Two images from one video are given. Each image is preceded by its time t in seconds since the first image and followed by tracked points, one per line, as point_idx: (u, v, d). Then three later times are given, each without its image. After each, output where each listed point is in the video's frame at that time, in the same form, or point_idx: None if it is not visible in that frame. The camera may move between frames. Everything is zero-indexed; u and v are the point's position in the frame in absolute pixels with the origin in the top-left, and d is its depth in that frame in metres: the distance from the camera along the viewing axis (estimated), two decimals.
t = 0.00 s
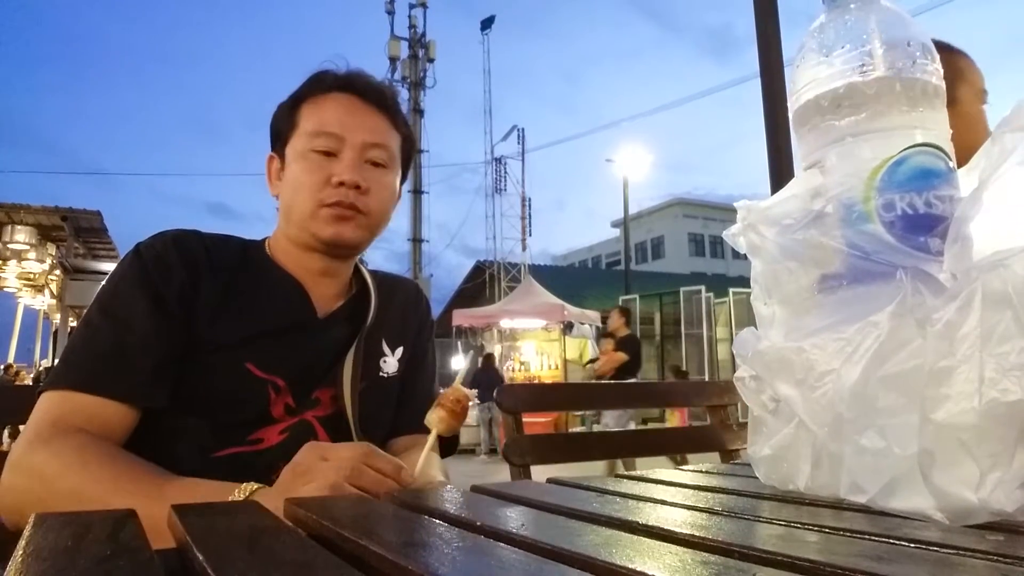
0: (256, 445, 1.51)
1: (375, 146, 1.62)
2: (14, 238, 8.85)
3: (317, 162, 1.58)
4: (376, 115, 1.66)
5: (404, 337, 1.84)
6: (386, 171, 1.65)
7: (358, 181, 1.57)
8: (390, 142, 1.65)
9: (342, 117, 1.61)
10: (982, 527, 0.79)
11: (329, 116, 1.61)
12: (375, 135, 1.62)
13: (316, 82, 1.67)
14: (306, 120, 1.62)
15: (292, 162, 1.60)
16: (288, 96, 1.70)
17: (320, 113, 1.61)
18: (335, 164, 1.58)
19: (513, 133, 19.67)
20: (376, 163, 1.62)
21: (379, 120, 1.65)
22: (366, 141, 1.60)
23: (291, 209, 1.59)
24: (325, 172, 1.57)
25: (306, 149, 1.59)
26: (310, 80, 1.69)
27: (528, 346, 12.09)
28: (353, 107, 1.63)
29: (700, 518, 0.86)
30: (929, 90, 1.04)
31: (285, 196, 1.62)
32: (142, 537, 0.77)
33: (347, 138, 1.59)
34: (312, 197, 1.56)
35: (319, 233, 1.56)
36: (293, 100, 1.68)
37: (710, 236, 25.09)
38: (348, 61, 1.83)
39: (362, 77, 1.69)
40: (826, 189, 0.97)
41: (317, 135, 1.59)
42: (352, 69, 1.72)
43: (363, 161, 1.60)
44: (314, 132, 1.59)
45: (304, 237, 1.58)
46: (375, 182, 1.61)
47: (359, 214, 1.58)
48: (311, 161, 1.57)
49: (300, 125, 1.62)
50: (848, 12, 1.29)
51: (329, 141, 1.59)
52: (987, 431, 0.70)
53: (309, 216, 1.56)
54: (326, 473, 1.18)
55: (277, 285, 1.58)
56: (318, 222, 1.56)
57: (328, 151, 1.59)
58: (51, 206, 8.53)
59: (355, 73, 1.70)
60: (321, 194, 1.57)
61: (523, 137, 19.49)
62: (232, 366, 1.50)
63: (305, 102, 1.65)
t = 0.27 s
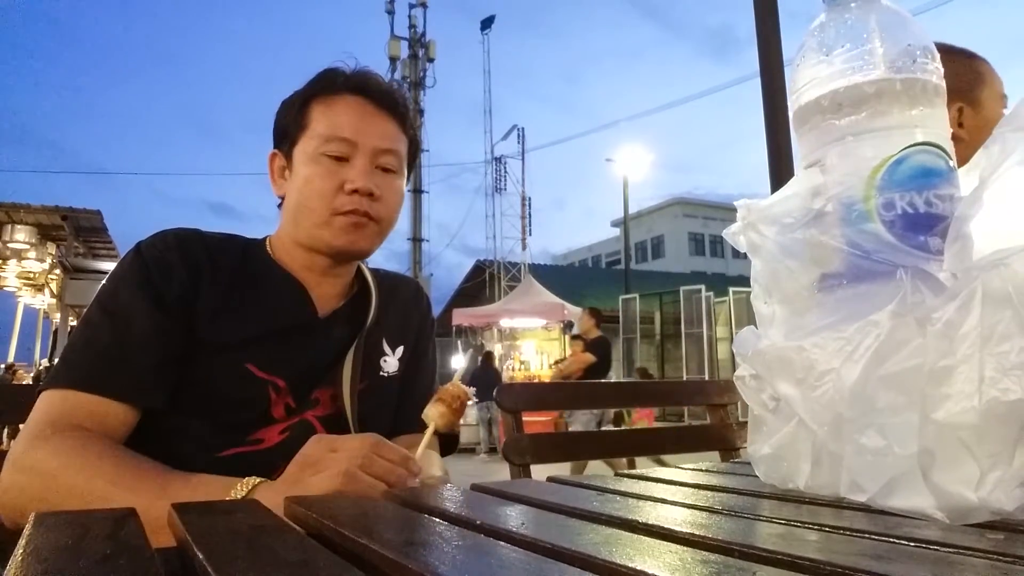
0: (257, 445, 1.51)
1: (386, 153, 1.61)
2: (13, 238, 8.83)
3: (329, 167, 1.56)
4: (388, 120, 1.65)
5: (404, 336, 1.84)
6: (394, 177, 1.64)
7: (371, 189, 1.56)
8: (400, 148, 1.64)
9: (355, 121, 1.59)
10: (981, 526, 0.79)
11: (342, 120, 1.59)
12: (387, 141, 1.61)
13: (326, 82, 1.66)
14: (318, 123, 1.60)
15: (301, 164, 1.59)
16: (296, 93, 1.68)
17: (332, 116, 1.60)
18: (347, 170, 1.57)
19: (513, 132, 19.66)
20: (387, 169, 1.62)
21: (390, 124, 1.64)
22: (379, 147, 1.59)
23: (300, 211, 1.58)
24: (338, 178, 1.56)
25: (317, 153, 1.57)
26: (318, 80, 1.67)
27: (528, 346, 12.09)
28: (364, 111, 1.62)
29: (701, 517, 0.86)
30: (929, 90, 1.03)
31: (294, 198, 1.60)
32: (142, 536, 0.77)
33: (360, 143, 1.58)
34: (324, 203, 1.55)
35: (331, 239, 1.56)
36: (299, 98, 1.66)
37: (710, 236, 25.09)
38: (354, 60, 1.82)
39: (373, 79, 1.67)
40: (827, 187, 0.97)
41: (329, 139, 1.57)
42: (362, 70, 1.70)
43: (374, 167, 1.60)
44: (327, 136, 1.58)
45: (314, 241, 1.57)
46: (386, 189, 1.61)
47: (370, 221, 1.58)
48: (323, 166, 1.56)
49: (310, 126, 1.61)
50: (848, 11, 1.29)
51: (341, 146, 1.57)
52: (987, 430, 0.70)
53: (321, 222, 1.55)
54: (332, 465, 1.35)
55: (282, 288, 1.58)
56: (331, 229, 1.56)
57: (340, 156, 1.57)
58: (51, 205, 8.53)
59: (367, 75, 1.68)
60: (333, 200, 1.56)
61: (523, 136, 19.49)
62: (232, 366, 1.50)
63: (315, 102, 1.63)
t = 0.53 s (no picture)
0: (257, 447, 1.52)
1: (389, 154, 1.62)
2: (14, 239, 8.83)
3: (333, 168, 1.56)
4: (391, 121, 1.65)
5: (404, 337, 1.84)
6: (397, 178, 1.65)
7: (376, 190, 1.56)
8: (404, 150, 1.65)
9: (358, 122, 1.60)
10: (981, 527, 0.79)
11: (345, 121, 1.59)
12: (391, 142, 1.61)
13: (329, 83, 1.66)
14: (321, 124, 1.60)
15: (304, 164, 1.59)
16: (299, 94, 1.69)
17: (336, 117, 1.60)
18: (350, 170, 1.57)
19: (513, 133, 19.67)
20: (390, 171, 1.62)
21: (394, 126, 1.65)
22: (383, 149, 1.60)
23: (303, 211, 1.58)
24: (342, 178, 1.56)
25: (321, 154, 1.57)
26: (321, 81, 1.68)
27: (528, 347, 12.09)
28: (368, 113, 1.63)
29: (701, 518, 0.86)
30: (929, 90, 1.03)
31: (296, 198, 1.60)
32: (142, 537, 0.77)
33: (364, 144, 1.58)
34: (329, 203, 1.55)
35: (335, 240, 1.56)
36: (302, 99, 1.66)
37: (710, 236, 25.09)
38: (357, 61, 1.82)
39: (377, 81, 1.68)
40: (827, 188, 0.97)
41: (333, 139, 1.58)
42: (365, 71, 1.71)
43: (378, 168, 1.60)
44: (331, 137, 1.58)
45: (318, 241, 1.57)
46: (389, 190, 1.61)
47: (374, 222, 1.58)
48: (327, 166, 1.56)
49: (314, 126, 1.61)
50: (848, 12, 1.29)
51: (345, 147, 1.58)
52: (987, 431, 0.70)
53: (325, 222, 1.55)
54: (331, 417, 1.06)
55: (285, 289, 1.58)
56: (335, 229, 1.56)
57: (343, 157, 1.58)
58: (51, 206, 8.53)
59: (371, 77, 1.69)
60: (337, 200, 1.56)
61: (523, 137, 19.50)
62: (232, 368, 1.51)
63: (319, 103, 1.63)
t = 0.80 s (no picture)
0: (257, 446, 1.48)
1: (391, 151, 1.61)
2: (14, 239, 8.82)
3: (335, 164, 1.55)
4: (393, 121, 1.65)
5: (404, 336, 1.84)
6: (399, 176, 1.63)
7: (378, 185, 1.55)
8: (406, 148, 1.65)
9: (360, 120, 1.60)
10: (981, 527, 0.79)
11: (347, 119, 1.59)
12: (393, 140, 1.61)
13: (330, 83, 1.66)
14: (323, 122, 1.60)
15: (306, 163, 1.57)
16: (300, 95, 1.69)
17: (338, 115, 1.60)
18: (352, 167, 1.56)
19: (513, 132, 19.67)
20: (392, 168, 1.61)
21: (394, 124, 1.64)
22: (385, 145, 1.59)
23: (305, 209, 1.56)
24: (344, 174, 1.54)
25: (323, 151, 1.56)
26: (322, 81, 1.68)
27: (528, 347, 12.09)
28: (370, 111, 1.63)
29: (700, 518, 0.86)
30: (930, 89, 1.03)
31: (298, 197, 1.59)
32: (142, 536, 0.77)
33: (365, 141, 1.58)
34: (331, 199, 1.54)
35: (337, 237, 1.56)
36: (303, 99, 1.67)
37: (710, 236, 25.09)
38: (357, 63, 1.83)
39: (378, 80, 1.68)
40: (827, 187, 0.97)
41: (334, 136, 1.57)
42: (366, 72, 1.72)
43: (380, 164, 1.59)
44: (333, 134, 1.57)
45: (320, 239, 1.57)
46: (392, 187, 1.60)
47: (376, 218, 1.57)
48: (329, 163, 1.55)
49: (315, 125, 1.61)
50: (849, 11, 1.29)
51: (347, 144, 1.57)
52: (987, 430, 0.70)
53: (327, 218, 1.54)
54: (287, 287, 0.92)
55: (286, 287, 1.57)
56: (337, 226, 1.55)
57: (345, 153, 1.56)
58: (51, 206, 8.53)
59: (372, 77, 1.69)
60: (339, 196, 1.54)
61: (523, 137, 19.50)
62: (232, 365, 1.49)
63: (320, 102, 1.63)
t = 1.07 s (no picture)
0: (256, 444, 1.49)
1: (387, 144, 1.61)
2: (14, 240, 8.82)
3: (332, 159, 1.55)
4: (387, 116, 1.66)
5: (405, 336, 1.84)
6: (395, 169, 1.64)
7: (374, 177, 1.54)
8: (401, 142, 1.65)
9: (355, 115, 1.60)
10: (981, 527, 0.79)
11: (341, 114, 1.59)
12: (387, 134, 1.61)
13: (324, 83, 1.67)
14: (318, 119, 1.60)
15: (303, 160, 1.57)
16: (295, 98, 1.69)
17: (332, 112, 1.60)
18: (349, 160, 1.56)
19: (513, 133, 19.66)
20: (388, 161, 1.61)
21: (389, 118, 1.65)
22: (380, 138, 1.59)
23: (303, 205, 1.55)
24: (341, 168, 1.54)
25: (319, 147, 1.56)
26: (317, 83, 1.68)
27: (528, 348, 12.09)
28: (364, 108, 1.63)
29: (700, 518, 0.86)
30: (930, 89, 1.03)
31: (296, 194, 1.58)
32: (142, 537, 0.77)
33: (361, 135, 1.58)
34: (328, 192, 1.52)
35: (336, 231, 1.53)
36: (299, 100, 1.67)
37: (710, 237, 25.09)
38: (351, 66, 1.84)
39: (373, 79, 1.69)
40: (827, 187, 0.97)
41: (329, 131, 1.57)
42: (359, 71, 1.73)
43: (376, 158, 1.59)
44: (328, 129, 1.57)
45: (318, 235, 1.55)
46: (388, 180, 1.60)
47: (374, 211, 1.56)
48: (326, 157, 1.54)
49: (310, 123, 1.60)
50: (848, 12, 1.29)
51: (342, 138, 1.57)
52: (987, 431, 0.70)
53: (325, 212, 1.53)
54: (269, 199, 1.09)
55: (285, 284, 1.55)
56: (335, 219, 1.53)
57: (341, 147, 1.56)
58: (51, 207, 8.53)
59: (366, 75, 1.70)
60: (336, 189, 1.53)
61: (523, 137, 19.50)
62: (231, 361, 1.47)
63: (315, 102, 1.64)
